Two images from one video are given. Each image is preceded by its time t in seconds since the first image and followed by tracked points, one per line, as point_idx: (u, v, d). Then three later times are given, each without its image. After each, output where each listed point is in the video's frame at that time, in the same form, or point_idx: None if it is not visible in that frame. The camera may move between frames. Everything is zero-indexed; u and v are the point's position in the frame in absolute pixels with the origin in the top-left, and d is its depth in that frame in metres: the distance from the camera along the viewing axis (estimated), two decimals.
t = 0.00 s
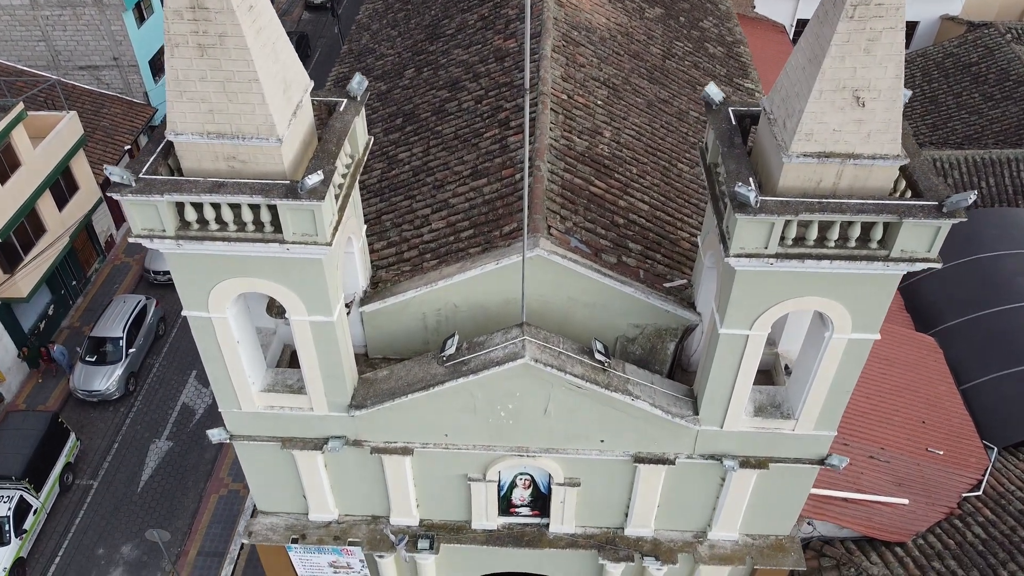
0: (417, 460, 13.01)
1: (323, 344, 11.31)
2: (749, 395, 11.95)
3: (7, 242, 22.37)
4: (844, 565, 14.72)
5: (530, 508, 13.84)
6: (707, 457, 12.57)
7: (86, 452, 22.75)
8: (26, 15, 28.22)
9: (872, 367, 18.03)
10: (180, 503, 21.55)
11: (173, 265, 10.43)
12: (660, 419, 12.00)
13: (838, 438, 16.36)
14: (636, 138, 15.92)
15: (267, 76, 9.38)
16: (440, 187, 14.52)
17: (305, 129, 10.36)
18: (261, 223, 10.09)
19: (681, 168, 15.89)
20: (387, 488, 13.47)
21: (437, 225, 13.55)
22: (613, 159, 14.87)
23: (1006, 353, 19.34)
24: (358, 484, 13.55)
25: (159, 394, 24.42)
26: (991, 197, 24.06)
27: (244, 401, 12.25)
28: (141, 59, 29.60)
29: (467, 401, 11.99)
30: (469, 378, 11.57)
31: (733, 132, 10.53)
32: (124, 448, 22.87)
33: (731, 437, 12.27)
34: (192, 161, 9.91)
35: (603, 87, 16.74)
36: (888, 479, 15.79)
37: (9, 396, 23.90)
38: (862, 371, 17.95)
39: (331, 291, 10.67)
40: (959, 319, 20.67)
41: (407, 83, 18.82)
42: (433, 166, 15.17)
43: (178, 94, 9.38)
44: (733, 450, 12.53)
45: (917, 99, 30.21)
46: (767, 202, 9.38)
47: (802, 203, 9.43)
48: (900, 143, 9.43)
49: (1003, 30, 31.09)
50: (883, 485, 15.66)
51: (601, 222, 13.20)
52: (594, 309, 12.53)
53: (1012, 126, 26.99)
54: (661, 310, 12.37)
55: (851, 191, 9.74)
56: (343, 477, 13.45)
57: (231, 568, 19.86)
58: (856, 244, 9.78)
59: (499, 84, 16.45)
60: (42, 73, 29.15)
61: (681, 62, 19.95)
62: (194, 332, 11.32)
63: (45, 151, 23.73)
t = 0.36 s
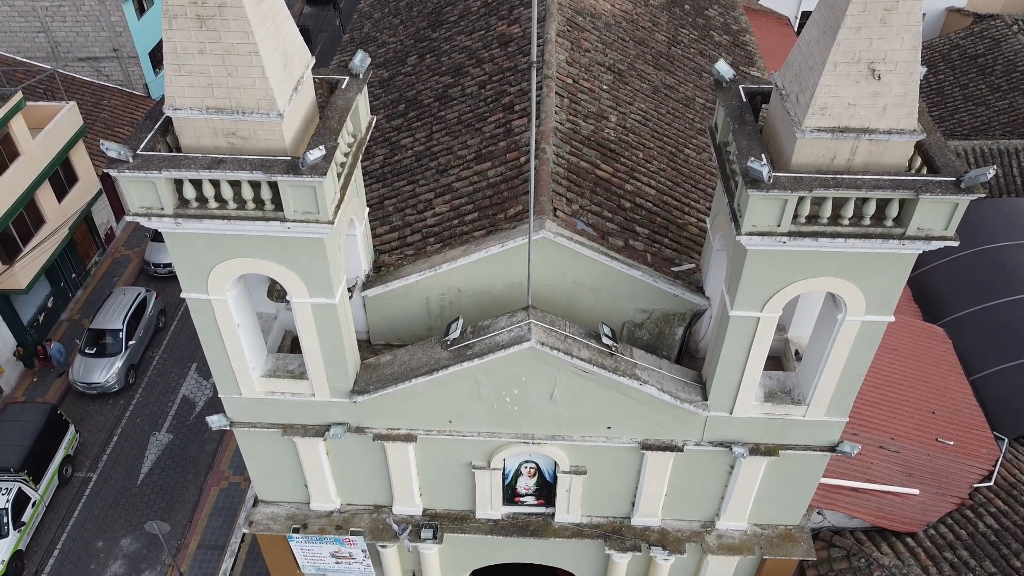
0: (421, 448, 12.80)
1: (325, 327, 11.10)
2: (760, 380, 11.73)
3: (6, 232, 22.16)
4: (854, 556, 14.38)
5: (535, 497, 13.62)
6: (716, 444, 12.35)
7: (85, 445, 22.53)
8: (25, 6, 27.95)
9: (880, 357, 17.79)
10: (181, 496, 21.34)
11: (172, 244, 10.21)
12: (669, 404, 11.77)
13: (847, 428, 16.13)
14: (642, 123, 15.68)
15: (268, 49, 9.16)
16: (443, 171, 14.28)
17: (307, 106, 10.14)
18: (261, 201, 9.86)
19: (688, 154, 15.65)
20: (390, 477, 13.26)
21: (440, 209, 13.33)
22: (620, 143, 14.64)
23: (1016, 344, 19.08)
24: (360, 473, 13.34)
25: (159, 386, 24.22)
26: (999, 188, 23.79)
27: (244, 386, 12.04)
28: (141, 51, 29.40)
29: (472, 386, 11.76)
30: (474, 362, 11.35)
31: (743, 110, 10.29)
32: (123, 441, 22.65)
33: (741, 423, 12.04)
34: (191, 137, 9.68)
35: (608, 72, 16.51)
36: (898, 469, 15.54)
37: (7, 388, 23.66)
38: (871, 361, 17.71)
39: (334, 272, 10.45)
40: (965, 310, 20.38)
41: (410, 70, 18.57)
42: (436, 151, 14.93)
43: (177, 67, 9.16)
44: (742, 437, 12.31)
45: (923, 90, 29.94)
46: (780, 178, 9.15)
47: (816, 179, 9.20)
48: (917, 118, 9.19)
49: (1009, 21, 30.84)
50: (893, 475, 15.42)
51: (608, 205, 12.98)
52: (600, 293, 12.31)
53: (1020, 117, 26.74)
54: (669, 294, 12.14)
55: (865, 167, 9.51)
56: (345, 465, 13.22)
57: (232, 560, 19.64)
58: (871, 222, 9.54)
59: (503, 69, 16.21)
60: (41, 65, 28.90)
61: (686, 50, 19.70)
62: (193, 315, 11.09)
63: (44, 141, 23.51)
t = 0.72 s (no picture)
0: (422, 434, 12.57)
1: (325, 308, 10.87)
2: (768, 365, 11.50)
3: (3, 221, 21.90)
4: (863, 546, 14.09)
5: (539, 486, 13.39)
6: (723, 430, 12.11)
7: (83, 437, 22.31)
8: None
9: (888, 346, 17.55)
10: (179, 488, 21.12)
11: (168, 222, 9.97)
12: (675, 388, 11.54)
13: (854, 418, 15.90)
14: (647, 107, 15.38)
15: (266, 20, 8.92)
16: (445, 154, 14.00)
17: (306, 81, 9.90)
18: (259, 177, 9.62)
19: (693, 138, 15.35)
20: (391, 465, 13.03)
21: (442, 192, 13.07)
22: (624, 127, 14.36)
23: None
24: (360, 460, 13.11)
25: (158, 378, 23.99)
26: (1007, 178, 23.51)
27: (242, 370, 11.81)
28: (140, 41, 29.15)
29: (475, 370, 11.54)
30: (476, 345, 11.11)
31: (753, 85, 10.05)
32: (121, 433, 22.42)
33: (749, 408, 11.82)
34: (187, 111, 9.45)
35: (612, 57, 16.22)
36: (907, 458, 15.33)
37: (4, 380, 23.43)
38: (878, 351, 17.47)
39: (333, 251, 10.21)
40: (973, 300, 20.07)
41: (411, 56, 18.24)
42: (437, 134, 14.66)
43: (172, 38, 8.92)
44: (750, 423, 12.08)
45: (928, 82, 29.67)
46: (791, 152, 8.91)
47: (829, 153, 8.96)
48: (932, 90, 8.95)
49: (1016, 13, 30.58)
50: (901, 465, 15.18)
51: (613, 187, 12.72)
52: (605, 276, 12.07)
53: None
54: (675, 277, 11.91)
55: (879, 142, 9.27)
56: (345, 452, 12.99)
57: (230, 552, 19.41)
58: (885, 198, 9.29)
59: (505, 52, 15.92)
60: (39, 56, 28.65)
61: (691, 37, 19.37)
62: (190, 296, 10.85)
63: (42, 130, 23.26)
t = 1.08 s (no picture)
0: (421, 421, 12.35)
1: (322, 290, 10.65)
2: (774, 349, 11.29)
3: None
4: (869, 536, 13.86)
5: (539, 475, 13.18)
6: (727, 417, 11.90)
7: (79, 430, 22.08)
8: None
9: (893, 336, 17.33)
10: (176, 481, 20.91)
11: (161, 201, 9.75)
12: (679, 373, 11.33)
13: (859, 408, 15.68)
14: (649, 92, 15.12)
15: None
16: (444, 139, 13.75)
17: (302, 57, 9.68)
18: (254, 154, 9.40)
19: (696, 124, 15.08)
20: (389, 453, 12.81)
21: (441, 175, 12.84)
22: (627, 111, 14.10)
23: None
24: (358, 448, 12.89)
25: (154, 371, 23.76)
26: (1013, 168, 23.24)
27: (237, 356, 11.59)
28: (138, 33, 28.91)
29: (475, 355, 11.31)
30: (476, 329, 10.90)
31: (760, 61, 9.82)
32: (117, 426, 22.20)
33: (753, 394, 11.61)
34: (180, 86, 9.22)
35: (614, 42, 15.94)
36: (912, 448, 15.12)
37: None
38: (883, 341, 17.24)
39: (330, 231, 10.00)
40: (979, 290, 19.76)
41: (410, 42, 17.89)
42: (436, 119, 14.40)
43: (164, 10, 8.69)
44: (755, 410, 11.87)
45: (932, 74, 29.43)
46: (799, 127, 8.69)
47: (838, 128, 8.74)
48: (944, 64, 8.72)
49: (1019, 5, 30.35)
50: (907, 455, 14.96)
51: (615, 171, 12.50)
52: (607, 260, 11.86)
53: None
54: (679, 261, 11.69)
55: (888, 117, 9.04)
56: (343, 440, 12.76)
57: (227, 545, 19.19)
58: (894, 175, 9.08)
59: (505, 37, 15.62)
60: (35, 47, 28.42)
61: (694, 23, 19.03)
62: (184, 278, 10.62)
63: (37, 120, 23.03)
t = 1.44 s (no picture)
0: (425, 407, 12.11)
1: (324, 271, 10.41)
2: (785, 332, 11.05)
3: None
4: (880, 525, 13.63)
5: (545, 462, 12.95)
6: (737, 402, 11.67)
7: (77, 422, 21.84)
8: None
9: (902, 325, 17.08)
10: (176, 473, 20.67)
11: (159, 177, 9.50)
12: (688, 356, 11.09)
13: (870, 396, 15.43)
14: (656, 75, 14.84)
15: None
16: (448, 121, 13.48)
17: (303, 29, 9.43)
18: (254, 127, 9.15)
19: (704, 108, 14.80)
20: (392, 440, 12.58)
21: (445, 156, 12.59)
22: (634, 93, 13.83)
23: None
24: (361, 435, 12.66)
25: (154, 363, 23.52)
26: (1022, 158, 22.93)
27: (237, 339, 11.36)
28: (137, 24, 28.67)
29: (480, 338, 11.07)
30: (482, 310, 10.65)
31: (773, 34, 9.57)
32: (116, 419, 21.96)
33: (765, 378, 11.37)
34: (178, 58, 8.97)
35: (620, 25, 15.64)
36: (923, 437, 14.89)
37: None
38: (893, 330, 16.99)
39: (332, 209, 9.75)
40: (989, 279, 19.43)
41: (412, 27, 17.58)
42: (439, 102, 14.12)
43: None
44: (766, 394, 11.63)
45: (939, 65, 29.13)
46: (816, 98, 8.45)
47: (856, 99, 8.49)
48: (964, 32, 8.45)
49: None
50: (917, 444, 14.72)
51: (623, 151, 12.26)
52: (614, 241, 11.62)
53: None
54: (688, 242, 11.45)
55: (906, 89, 8.79)
56: (345, 426, 12.52)
57: (227, 537, 18.94)
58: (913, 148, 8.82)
59: (509, 20, 15.33)
60: (34, 38, 28.22)
61: (701, 7, 18.69)
62: (183, 257, 10.39)
63: (35, 109, 22.81)
